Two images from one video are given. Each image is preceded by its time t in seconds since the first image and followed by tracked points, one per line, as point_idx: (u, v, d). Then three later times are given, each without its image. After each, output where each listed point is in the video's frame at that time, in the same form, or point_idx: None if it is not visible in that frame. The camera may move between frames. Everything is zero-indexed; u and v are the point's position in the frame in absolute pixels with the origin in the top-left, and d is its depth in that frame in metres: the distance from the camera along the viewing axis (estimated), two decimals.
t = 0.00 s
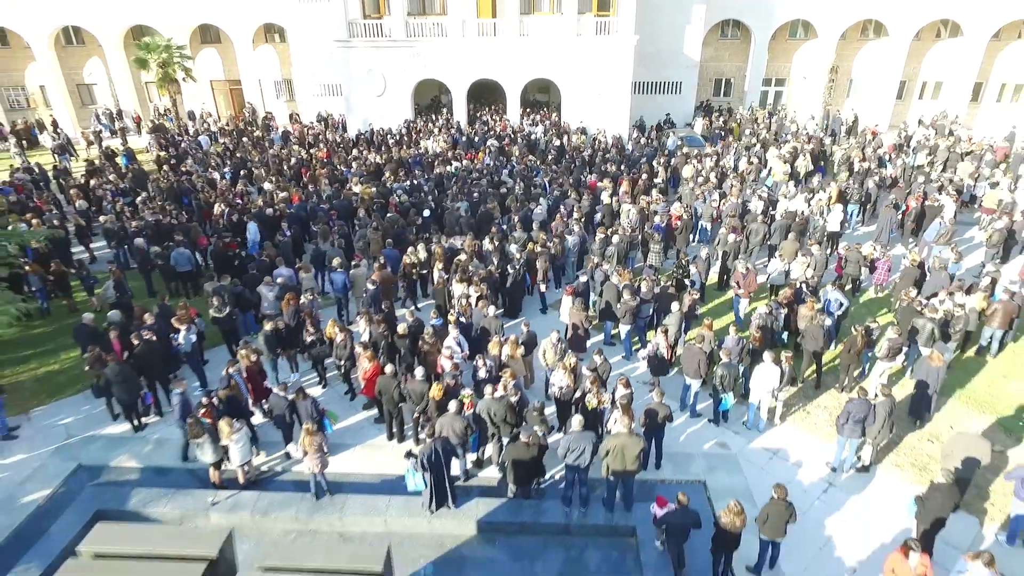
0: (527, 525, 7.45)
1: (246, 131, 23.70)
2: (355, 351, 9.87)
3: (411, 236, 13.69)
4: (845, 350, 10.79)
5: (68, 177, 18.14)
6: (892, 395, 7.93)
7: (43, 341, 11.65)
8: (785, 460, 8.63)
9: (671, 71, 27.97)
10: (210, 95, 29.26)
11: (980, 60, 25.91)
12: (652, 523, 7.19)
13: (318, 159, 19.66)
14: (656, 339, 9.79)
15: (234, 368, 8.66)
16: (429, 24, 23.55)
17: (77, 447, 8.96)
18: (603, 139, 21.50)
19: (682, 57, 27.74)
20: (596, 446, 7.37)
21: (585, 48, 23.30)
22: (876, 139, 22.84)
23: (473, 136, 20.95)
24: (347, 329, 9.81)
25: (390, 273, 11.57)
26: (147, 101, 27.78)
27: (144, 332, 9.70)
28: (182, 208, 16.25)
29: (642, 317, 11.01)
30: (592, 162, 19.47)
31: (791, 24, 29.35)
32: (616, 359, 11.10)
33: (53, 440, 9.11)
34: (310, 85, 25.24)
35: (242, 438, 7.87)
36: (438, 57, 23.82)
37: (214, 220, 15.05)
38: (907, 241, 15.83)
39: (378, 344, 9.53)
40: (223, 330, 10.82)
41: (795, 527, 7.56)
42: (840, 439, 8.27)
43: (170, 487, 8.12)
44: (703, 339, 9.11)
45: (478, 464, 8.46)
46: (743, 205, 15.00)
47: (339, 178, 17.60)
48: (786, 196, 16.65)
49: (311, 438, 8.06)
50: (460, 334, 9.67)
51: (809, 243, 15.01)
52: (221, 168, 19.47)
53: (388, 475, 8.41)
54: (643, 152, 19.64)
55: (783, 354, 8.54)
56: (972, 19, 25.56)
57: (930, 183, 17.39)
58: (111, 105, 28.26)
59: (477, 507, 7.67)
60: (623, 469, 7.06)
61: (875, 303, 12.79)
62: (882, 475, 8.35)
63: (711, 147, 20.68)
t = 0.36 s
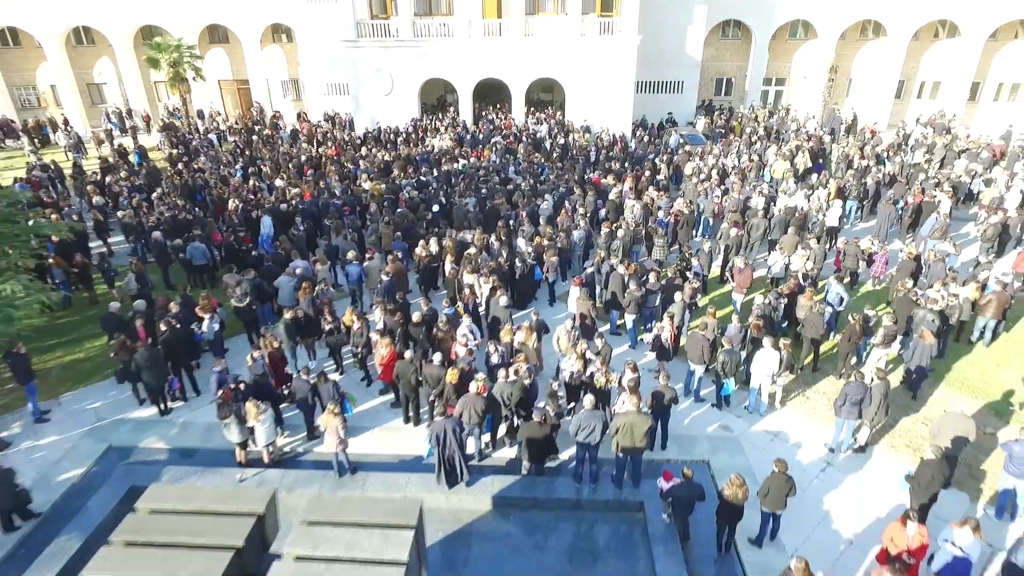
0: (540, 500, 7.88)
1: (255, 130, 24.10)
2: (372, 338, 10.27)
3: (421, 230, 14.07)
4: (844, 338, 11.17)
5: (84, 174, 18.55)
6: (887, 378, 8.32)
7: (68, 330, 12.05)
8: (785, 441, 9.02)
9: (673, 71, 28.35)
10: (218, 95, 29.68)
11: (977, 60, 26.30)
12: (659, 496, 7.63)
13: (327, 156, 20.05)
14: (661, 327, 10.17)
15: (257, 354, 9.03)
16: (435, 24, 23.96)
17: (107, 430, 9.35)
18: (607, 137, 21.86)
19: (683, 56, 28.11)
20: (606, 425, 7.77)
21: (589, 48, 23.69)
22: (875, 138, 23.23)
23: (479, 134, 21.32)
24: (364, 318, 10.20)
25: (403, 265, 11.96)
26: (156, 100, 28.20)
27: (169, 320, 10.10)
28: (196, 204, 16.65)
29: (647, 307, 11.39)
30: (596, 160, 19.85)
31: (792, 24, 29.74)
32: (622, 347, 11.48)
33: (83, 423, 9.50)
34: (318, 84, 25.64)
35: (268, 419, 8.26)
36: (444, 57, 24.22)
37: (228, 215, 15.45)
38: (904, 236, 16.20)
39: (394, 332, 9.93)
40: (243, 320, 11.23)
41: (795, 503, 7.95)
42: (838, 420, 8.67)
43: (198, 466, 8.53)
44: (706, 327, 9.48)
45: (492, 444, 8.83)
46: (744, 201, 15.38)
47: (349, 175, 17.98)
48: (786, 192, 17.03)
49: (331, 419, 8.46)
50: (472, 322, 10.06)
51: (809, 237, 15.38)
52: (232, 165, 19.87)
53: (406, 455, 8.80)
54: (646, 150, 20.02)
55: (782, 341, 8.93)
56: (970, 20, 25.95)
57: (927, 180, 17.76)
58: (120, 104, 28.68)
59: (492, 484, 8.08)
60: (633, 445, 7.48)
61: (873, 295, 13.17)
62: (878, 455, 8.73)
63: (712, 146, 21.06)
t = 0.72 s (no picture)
0: (552, 479, 8.28)
1: (263, 128, 24.48)
2: (387, 328, 10.66)
3: (432, 226, 14.43)
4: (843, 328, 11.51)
5: (98, 172, 18.92)
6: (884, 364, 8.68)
7: (91, 321, 12.38)
8: (786, 426, 9.40)
9: (675, 71, 28.74)
10: (226, 94, 30.09)
11: (975, 60, 26.68)
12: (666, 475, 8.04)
13: (336, 154, 20.44)
14: (667, 317, 10.54)
15: (279, 342, 9.41)
16: (441, 24, 24.35)
17: (134, 415, 9.72)
18: (610, 136, 22.24)
19: (686, 56, 28.48)
20: (616, 407, 8.16)
21: (592, 48, 24.07)
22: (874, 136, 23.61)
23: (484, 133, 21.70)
24: (380, 310, 10.59)
25: (416, 259, 12.31)
26: (165, 100, 28.60)
27: (192, 311, 10.46)
28: (210, 201, 17.01)
29: (653, 300, 11.77)
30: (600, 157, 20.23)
31: (792, 25, 30.13)
32: (628, 338, 11.84)
33: (111, 409, 9.87)
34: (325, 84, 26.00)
35: (292, 404, 8.65)
36: (450, 57, 24.62)
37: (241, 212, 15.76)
38: (903, 232, 16.58)
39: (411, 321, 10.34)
40: (263, 311, 11.62)
41: (796, 482, 8.33)
42: (837, 405, 9.05)
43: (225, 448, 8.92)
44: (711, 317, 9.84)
45: (505, 428, 9.20)
46: (745, 197, 15.75)
47: (359, 173, 18.35)
48: (787, 189, 17.41)
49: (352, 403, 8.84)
50: (485, 313, 10.43)
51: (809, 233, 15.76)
52: (243, 164, 20.25)
53: (423, 439, 9.19)
54: (649, 148, 20.38)
55: (783, 329, 9.31)
56: (969, 20, 26.33)
57: (925, 177, 18.14)
58: (129, 103, 29.09)
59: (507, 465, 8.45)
60: (641, 426, 7.87)
61: (872, 289, 13.53)
62: (875, 438, 9.12)
63: (714, 144, 21.44)
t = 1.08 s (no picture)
0: (565, 461, 8.62)
1: (272, 127, 24.84)
2: (402, 320, 11.02)
3: (442, 221, 14.78)
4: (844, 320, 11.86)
5: (112, 169, 19.25)
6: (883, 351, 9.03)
7: (111, 313, 12.70)
8: (789, 412, 9.75)
9: (677, 71, 29.09)
10: (233, 94, 30.47)
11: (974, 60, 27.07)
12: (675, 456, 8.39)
13: (345, 152, 20.79)
14: (673, 308, 10.89)
15: (298, 332, 9.75)
16: (448, 25, 24.74)
17: (160, 401, 10.06)
18: (614, 135, 22.59)
19: (688, 57, 28.84)
20: (627, 392, 8.52)
21: (596, 49, 24.42)
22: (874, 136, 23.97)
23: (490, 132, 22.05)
24: (396, 301, 10.96)
25: (428, 253, 12.66)
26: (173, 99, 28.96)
27: (214, 302, 10.79)
28: (222, 197, 17.34)
29: (659, 293, 12.12)
30: (604, 155, 20.57)
31: (793, 26, 30.50)
32: (635, 329, 12.20)
33: (137, 396, 10.21)
34: (332, 84, 26.35)
35: (314, 389, 9.01)
36: (456, 57, 24.97)
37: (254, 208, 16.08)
38: (902, 228, 16.93)
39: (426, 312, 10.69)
40: (281, 304, 11.97)
41: (799, 464, 8.68)
42: (838, 391, 9.41)
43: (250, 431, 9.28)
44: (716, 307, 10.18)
45: (518, 414, 9.55)
46: (748, 193, 16.09)
47: (368, 171, 18.70)
48: (788, 186, 17.76)
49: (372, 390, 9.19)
50: (498, 304, 10.78)
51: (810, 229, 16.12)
52: (253, 162, 20.60)
53: (439, 424, 9.54)
54: (652, 146, 20.73)
55: (786, 319, 9.66)
56: (967, 21, 26.71)
57: (923, 175, 18.50)
58: (138, 103, 29.45)
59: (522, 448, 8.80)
60: (651, 409, 8.24)
61: (871, 282, 13.88)
62: (874, 423, 9.47)
63: (717, 143, 21.78)
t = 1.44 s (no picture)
0: (577, 443, 8.95)
1: (280, 126, 25.18)
2: (417, 311, 11.42)
3: (452, 217, 15.11)
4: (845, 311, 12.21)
5: (125, 167, 19.58)
6: (882, 339, 9.36)
7: (131, 306, 13.01)
8: (792, 398, 10.08)
9: (679, 71, 29.45)
10: (241, 93, 30.85)
11: (972, 60, 27.44)
12: (683, 438, 8.72)
13: (355, 150, 21.14)
14: (680, 300, 11.25)
15: (317, 323, 10.07)
16: (454, 26, 25.12)
17: (183, 389, 10.40)
18: (618, 133, 22.94)
19: (690, 57, 29.18)
20: (637, 377, 8.87)
21: (601, 49, 24.78)
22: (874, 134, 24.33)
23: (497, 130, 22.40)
24: (410, 293, 11.29)
25: (440, 247, 13.00)
26: (182, 98, 29.33)
27: (234, 295, 11.11)
28: (235, 194, 17.67)
29: (665, 286, 12.48)
30: (609, 153, 20.92)
31: (794, 26, 30.89)
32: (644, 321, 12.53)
33: (161, 385, 10.55)
34: (339, 83, 26.70)
35: (334, 376, 9.36)
36: (463, 57, 25.34)
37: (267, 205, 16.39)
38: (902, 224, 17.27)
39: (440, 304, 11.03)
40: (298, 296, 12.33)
41: (802, 447, 9.03)
42: (839, 378, 9.73)
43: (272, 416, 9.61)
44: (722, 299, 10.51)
45: (531, 401, 9.91)
46: (751, 190, 16.43)
47: (377, 168, 19.05)
48: (790, 183, 18.10)
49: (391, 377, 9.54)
50: (510, 296, 11.11)
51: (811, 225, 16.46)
52: (264, 160, 20.94)
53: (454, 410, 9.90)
54: (655, 145, 21.08)
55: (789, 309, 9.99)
56: (966, 21, 27.08)
57: (923, 172, 18.85)
58: (147, 103, 29.83)
59: (536, 431, 9.16)
60: (660, 393, 8.58)
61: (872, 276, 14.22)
62: (874, 409, 9.81)
63: (719, 141, 22.13)
